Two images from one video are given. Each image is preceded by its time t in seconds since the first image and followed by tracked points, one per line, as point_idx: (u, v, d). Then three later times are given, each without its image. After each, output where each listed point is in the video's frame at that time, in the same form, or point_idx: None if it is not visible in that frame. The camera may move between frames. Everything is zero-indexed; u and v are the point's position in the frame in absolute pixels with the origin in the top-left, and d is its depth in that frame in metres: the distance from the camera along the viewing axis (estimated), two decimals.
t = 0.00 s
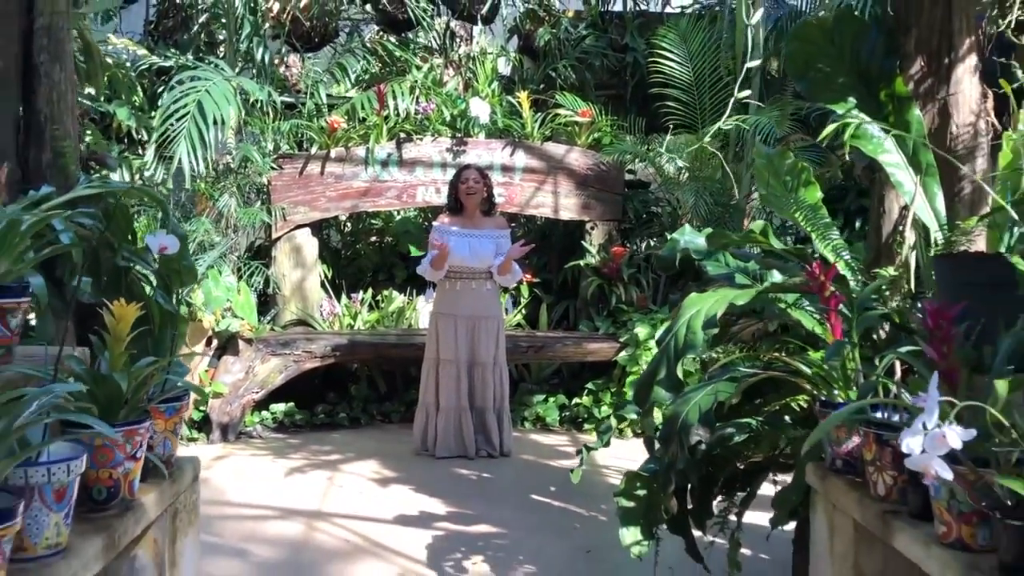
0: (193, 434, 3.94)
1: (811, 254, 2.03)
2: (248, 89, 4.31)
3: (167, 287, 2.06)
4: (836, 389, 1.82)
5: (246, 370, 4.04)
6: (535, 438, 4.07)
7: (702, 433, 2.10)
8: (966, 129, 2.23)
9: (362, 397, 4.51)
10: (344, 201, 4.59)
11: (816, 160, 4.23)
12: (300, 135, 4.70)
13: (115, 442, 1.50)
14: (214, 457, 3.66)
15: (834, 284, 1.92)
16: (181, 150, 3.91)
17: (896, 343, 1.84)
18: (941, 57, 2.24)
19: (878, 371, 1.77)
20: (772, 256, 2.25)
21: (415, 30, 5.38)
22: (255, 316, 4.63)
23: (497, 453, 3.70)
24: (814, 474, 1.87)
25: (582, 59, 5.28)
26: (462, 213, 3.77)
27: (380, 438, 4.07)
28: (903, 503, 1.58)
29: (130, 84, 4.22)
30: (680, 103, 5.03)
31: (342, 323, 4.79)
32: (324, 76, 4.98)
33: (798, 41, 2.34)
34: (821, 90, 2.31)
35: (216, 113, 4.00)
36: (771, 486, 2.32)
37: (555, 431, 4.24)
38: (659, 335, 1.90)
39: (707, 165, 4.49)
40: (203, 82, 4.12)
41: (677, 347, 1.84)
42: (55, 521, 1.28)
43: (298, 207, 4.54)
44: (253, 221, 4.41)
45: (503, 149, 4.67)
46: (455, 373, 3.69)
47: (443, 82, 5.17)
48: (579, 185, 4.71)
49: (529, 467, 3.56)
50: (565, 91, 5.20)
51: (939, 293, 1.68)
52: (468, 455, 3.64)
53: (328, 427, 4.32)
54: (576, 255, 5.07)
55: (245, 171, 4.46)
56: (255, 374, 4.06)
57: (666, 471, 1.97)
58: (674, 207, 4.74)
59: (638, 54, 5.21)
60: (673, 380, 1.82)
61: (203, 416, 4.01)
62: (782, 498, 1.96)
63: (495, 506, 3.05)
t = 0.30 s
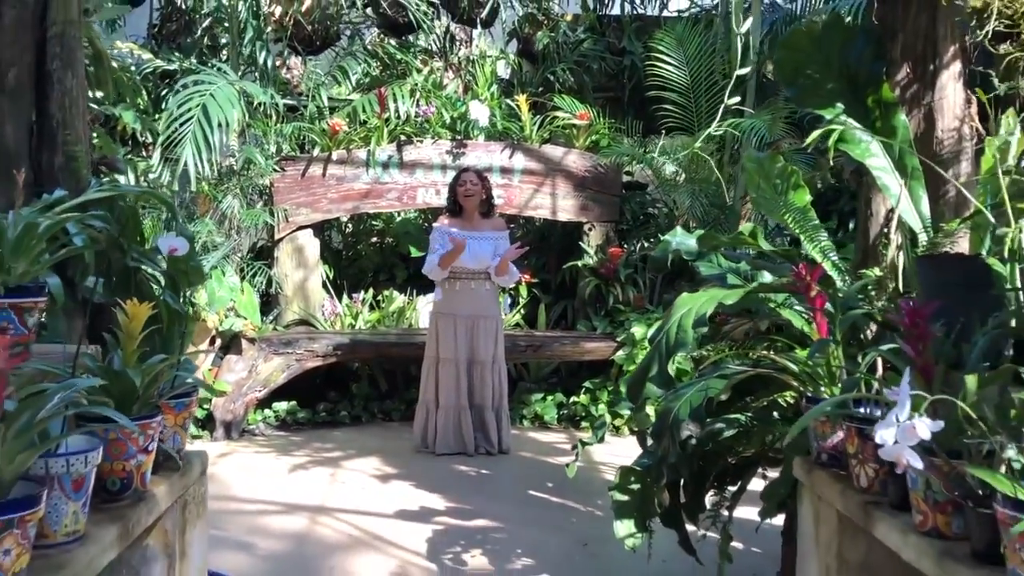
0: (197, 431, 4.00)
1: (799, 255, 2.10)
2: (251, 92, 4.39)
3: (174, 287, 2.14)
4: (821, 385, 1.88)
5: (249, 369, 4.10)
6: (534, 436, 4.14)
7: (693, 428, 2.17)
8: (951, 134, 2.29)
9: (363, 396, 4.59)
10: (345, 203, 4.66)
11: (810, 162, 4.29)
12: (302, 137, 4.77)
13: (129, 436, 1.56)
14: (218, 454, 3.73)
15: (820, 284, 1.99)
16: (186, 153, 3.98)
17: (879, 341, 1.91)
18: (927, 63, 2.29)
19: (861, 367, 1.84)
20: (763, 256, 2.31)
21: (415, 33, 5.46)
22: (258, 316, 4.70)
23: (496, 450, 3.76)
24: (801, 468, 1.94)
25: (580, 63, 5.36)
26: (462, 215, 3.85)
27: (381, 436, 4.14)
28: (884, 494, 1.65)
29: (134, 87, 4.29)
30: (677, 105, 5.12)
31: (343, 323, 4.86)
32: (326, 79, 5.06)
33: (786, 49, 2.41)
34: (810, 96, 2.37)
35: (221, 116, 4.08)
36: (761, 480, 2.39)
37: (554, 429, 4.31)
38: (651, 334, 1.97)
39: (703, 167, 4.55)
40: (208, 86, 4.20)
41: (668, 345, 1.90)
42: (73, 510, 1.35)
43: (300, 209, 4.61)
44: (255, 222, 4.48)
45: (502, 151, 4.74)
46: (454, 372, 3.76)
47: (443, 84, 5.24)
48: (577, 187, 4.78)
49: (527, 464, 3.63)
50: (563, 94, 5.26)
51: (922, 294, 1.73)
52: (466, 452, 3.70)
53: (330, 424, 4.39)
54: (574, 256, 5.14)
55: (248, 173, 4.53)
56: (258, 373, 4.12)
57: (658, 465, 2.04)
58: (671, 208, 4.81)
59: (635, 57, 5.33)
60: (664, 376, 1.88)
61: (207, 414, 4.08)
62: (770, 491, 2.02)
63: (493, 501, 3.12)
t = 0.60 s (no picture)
0: (202, 428, 4.07)
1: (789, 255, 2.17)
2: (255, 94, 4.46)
3: (185, 285, 2.14)
4: (810, 380, 1.95)
5: (253, 367, 4.17)
6: (533, 433, 4.21)
7: (686, 423, 2.22)
8: (937, 137, 2.37)
9: (365, 394, 4.66)
10: (347, 204, 4.73)
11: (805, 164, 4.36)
12: (305, 140, 4.83)
13: (145, 428, 1.63)
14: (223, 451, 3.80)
15: (809, 283, 2.07)
16: (193, 155, 4.06)
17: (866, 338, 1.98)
18: (914, 69, 2.37)
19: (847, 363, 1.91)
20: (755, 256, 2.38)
21: (416, 36, 5.54)
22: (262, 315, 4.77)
23: (496, 447, 3.83)
24: (790, 460, 2.01)
25: (579, 65, 5.43)
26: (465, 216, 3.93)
27: (383, 433, 4.21)
28: (868, 485, 1.72)
29: (141, 90, 4.37)
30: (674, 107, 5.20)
31: (345, 322, 4.94)
32: (328, 82, 5.13)
33: (782, 54, 2.45)
34: (801, 101, 2.39)
35: (226, 120, 4.15)
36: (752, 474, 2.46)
37: (553, 426, 4.38)
38: (647, 331, 2.04)
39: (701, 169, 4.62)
40: (213, 89, 4.27)
41: (663, 343, 1.97)
42: (95, 497, 1.42)
43: (303, 209, 4.68)
44: (259, 223, 4.55)
45: (502, 153, 4.80)
46: (455, 369, 3.84)
47: (444, 87, 5.31)
48: (575, 188, 4.85)
49: (527, 460, 3.70)
50: (562, 96, 5.33)
51: (907, 293, 1.80)
52: (467, 448, 3.78)
53: (333, 422, 4.46)
54: (573, 256, 5.21)
55: (252, 174, 4.60)
56: (262, 372, 4.19)
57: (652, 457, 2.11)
58: (669, 210, 4.87)
59: (634, 60, 5.39)
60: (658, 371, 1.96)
61: (212, 412, 4.15)
62: (761, 483, 2.10)
63: (494, 495, 3.19)
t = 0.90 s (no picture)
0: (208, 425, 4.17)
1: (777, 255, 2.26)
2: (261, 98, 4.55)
3: (196, 284, 2.25)
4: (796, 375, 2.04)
5: (259, 365, 4.26)
6: (532, 430, 4.30)
7: (678, 417, 2.33)
8: (921, 142, 2.45)
9: (368, 392, 4.75)
10: (350, 206, 4.83)
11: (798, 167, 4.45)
12: (308, 142, 4.92)
13: (163, 419, 1.71)
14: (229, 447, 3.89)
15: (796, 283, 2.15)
16: (200, 158, 4.15)
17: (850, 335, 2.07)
18: (898, 77, 2.43)
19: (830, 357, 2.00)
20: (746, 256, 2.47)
21: (417, 41, 5.64)
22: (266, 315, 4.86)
23: (496, 443, 3.93)
24: (777, 452, 2.10)
25: (577, 69, 5.52)
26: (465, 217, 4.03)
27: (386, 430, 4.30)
28: (849, 474, 1.81)
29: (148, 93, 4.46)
30: (670, 111, 5.28)
31: (348, 321, 5.04)
32: (332, 86, 5.23)
33: (771, 61, 2.51)
34: (789, 107, 2.47)
35: (233, 124, 4.24)
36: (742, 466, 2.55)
37: (551, 423, 4.48)
38: (640, 329, 2.13)
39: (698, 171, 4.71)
40: (219, 93, 4.36)
41: (654, 340, 2.06)
42: (118, 483, 1.51)
43: (307, 211, 4.77)
44: (264, 224, 4.66)
45: (502, 155, 4.89)
46: (456, 367, 3.93)
47: (444, 90, 5.41)
48: (574, 190, 4.94)
49: (526, 456, 3.79)
50: (561, 99, 5.43)
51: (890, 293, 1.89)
52: (468, 444, 3.87)
53: (336, 419, 4.55)
54: (572, 257, 5.30)
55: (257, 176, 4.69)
56: (267, 370, 4.27)
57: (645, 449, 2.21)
58: (664, 211, 4.93)
59: (631, 64, 5.48)
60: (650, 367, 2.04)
61: (218, 409, 4.24)
62: (750, 474, 2.19)
63: (495, 489, 3.28)
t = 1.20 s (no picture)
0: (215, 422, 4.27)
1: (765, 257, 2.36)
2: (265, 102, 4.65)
3: (208, 285, 2.36)
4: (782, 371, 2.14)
5: (264, 364, 4.36)
6: (531, 427, 4.40)
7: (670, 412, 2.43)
8: (904, 148, 2.53)
9: (370, 390, 4.85)
10: (353, 207, 4.93)
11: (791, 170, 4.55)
12: (312, 146, 5.03)
13: (181, 412, 1.81)
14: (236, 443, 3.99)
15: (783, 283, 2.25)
16: (207, 161, 4.25)
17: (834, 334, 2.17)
18: (882, 85, 2.53)
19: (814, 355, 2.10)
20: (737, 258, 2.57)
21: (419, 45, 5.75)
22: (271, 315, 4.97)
23: (495, 439, 4.03)
24: (764, 445, 2.19)
25: (576, 73, 5.63)
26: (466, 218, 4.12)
27: (388, 427, 4.40)
28: (831, 465, 1.91)
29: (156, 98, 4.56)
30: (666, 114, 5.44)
31: (351, 321, 5.14)
32: (335, 90, 5.34)
33: (760, 69, 2.58)
34: (780, 114, 2.54)
35: (239, 128, 4.34)
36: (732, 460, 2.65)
37: (550, 420, 4.58)
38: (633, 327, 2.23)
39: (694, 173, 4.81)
40: (226, 98, 4.46)
41: (647, 337, 2.16)
42: (141, 472, 1.60)
43: (311, 213, 4.87)
44: (268, 226, 4.70)
45: (502, 158, 4.98)
46: (457, 365, 4.03)
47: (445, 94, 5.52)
48: (572, 193, 5.04)
49: (525, 452, 3.89)
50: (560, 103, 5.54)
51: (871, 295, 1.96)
52: (468, 441, 3.97)
53: (339, 416, 4.65)
54: (570, 257, 5.41)
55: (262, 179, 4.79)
56: (272, 368, 4.37)
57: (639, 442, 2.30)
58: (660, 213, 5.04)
59: (629, 68, 5.58)
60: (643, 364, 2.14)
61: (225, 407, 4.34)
62: (739, 466, 2.29)
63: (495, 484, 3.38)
